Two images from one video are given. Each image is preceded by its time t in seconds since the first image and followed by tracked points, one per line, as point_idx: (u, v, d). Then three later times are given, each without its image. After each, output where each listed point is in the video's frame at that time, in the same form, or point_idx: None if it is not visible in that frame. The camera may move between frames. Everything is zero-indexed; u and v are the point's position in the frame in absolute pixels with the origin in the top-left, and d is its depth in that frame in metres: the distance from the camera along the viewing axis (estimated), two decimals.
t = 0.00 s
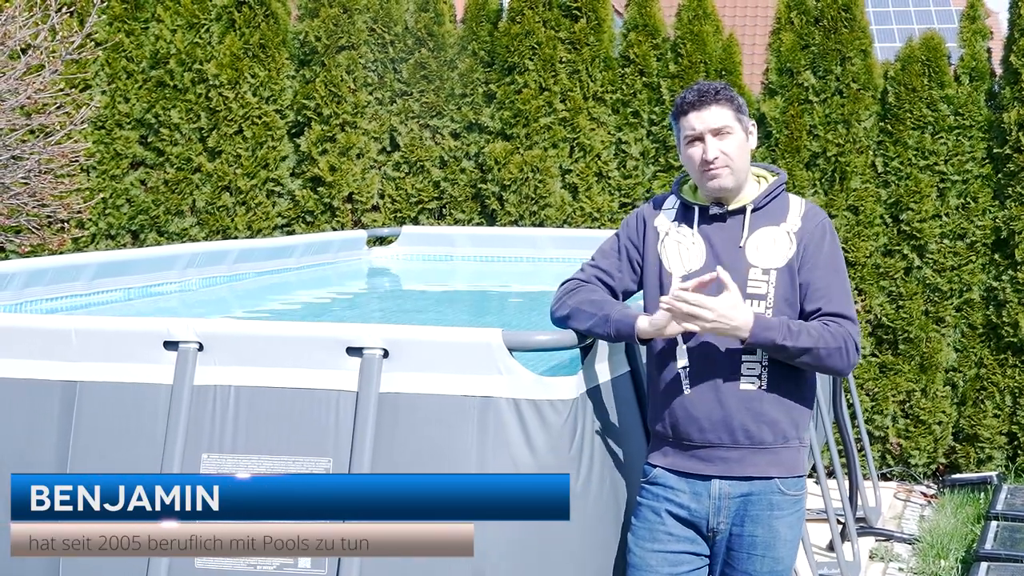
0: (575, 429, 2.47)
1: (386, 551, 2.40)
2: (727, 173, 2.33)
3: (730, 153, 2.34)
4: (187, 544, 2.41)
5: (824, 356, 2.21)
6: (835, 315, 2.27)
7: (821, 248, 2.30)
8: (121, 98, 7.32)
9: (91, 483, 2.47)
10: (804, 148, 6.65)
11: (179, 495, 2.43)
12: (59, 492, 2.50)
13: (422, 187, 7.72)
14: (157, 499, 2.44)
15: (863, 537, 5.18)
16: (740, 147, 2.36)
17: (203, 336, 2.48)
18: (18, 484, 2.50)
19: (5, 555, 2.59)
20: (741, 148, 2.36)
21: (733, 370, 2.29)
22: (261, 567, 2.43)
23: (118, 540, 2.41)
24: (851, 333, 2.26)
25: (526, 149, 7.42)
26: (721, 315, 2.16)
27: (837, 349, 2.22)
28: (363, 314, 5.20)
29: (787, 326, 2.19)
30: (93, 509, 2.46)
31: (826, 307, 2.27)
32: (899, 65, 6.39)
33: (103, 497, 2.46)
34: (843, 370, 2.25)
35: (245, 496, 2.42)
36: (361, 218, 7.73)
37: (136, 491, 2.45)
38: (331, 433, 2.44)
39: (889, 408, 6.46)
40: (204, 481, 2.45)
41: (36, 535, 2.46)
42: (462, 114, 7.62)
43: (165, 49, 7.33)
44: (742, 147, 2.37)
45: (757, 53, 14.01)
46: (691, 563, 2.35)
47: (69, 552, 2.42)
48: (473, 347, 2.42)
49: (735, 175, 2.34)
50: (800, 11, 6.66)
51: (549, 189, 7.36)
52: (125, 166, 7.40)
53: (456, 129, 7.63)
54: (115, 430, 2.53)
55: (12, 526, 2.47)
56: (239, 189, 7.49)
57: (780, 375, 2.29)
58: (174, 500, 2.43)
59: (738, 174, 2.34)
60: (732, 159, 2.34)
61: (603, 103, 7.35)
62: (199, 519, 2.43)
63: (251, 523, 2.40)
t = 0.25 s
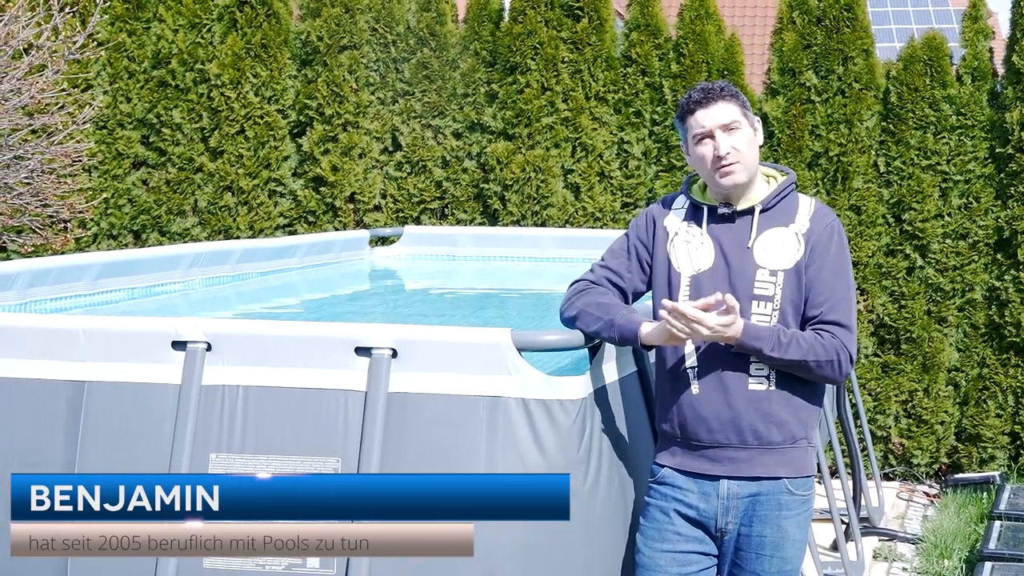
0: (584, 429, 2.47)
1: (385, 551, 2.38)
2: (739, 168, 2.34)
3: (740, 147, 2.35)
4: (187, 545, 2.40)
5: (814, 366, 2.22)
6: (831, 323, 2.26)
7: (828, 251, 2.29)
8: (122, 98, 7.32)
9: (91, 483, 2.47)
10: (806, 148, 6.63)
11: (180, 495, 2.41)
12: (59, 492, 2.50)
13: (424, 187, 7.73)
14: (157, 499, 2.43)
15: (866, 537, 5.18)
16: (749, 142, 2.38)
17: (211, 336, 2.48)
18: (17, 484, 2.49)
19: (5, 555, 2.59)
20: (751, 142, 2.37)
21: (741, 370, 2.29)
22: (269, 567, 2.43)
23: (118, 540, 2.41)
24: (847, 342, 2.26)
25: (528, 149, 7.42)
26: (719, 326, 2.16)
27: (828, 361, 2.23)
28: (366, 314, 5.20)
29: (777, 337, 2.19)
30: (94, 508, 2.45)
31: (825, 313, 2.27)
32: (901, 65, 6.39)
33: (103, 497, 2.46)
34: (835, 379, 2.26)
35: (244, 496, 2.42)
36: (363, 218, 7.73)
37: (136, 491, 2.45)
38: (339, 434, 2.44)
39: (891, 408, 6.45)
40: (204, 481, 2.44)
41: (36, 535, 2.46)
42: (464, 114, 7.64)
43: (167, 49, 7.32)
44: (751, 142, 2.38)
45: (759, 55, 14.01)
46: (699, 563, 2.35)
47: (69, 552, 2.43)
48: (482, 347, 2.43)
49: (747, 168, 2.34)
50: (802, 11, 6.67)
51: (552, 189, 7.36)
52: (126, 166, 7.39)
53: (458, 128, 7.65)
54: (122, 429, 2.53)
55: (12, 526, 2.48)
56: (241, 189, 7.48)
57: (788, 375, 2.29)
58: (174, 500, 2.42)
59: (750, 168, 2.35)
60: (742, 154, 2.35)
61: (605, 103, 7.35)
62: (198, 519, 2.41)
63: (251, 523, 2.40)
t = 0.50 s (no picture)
0: (592, 430, 2.45)
1: (381, 552, 2.38)
2: (743, 177, 2.33)
3: (743, 157, 2.34)
4: (187, 544, 2.41)
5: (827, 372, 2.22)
6: (841, 326, 2.26)
7: (837, 253, 2.28)
8: (123, 98, 7.32)
9: (91, 483, 2.47)
10: (808, 148, 6.64)
11: (179, 495, 2.42)
12: (59, 492, 2.50)
13: (425, 187, 7.73)
14: (157, 499, 2.44)
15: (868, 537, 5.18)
16: (752, 150, 2.36)
17: (218, 335, 2.47)
18: (17, 484, 2.49)
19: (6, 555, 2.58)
20: (754, 151, 2.36)
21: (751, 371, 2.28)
22: (278, 567, 2.41)
23: (119, 540, 2.42)
24: (857, 347, 2.25)
25: (530, 149, 7.42)
26: (732, 341, 2.14)
27: (840, 365, 2.22)
28: (367, 314, 5.19)
29: (789, 346, 2.19)
30: (94, 508, 2.46)
31: (835, 317, 2.26)
32: (903, 65, 6.38)
33: (103, 497, 2.46)
34: (847, 382, 2.26)
35: (244, 496, 2.42)
36: (364, 219, 7.73)
37: (137, 491, 2.46)
38: (347, 433, 2.43)
39: (892, 408, 6.44)
40: (204, 481, 2.43)
41: (36, 535, 2.47)
42: (465, 114, 7.64)
43: (167, 49, 7.32)
44: (755, 149, 2.37)
45: (760, 53, 14.03)
46: (708, 563, 2.35)
47: (69, 552, 2.43)
48: (491, 348, 2.40)
49: (751, 177, 2.33)
50: (803, 11, 6.67)
51: (553, 189, 7.35)
52: (127, 167, 7.40)
53: (460, 129, 7.65)
54: (128, 429, 2.52)
55: (11, 526, 2.47)
56: (242, 189, 7.48)
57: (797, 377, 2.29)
58: (174, 500, 2.42)
59: (753, 177, 2.34)
60: (745, 163, 2.34)
61: (606, 103, 7.35)
62: (198, 519, 2.42)
63: (250, 523, 2.40)
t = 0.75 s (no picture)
0: (595, 430, 2.43)
1: (383, 552, 2.31)
2: (747, 174, 2.32)
3: (747, 153, 2.33)
4: (187, 545, 2.35)
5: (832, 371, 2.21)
6: (845, 326, 2.26)
7: (841, 253, 2.28)
8: (118, 98, 7.30)
9: (91, 483, 2.42)
10: (804, 148, 6.64)
11: (179, 495, 2.37)
12: (59, 492, 2.44)
13: (421, 187, 7.72)
14: (157, 499, 2.39)
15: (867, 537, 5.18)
16: (756, 147, 2.36)
17: (220, 336, 2.42)
18: (17, 483, 2.42)
19: (5, 555, 2.54)
20: (758, 147, 2.35)
21: (756, 372, 2.28)
22: (280, 568, 2.35)
23: (118, 540, 2.36)
24: (863, 346, 2.25)
25: (526, 149, 7.41)
26: (737, 344, 2.14)
27: (845, 366, 2.23)
28: (363, 315, 5.16)
29: (795, 347, 2.19)
30: (94, 508, 2.40)
31: (840, 317, 2.26)
32: (899, 65, 6.39)
33: (103, 497, 2.41)
34: (852, 383, 2.26)
35: (244, 496, 2.36)
36: (360, 218, 7.71)
37: (137, 491, 2.40)
38: (350, 432, 2.38)
39: (889, 408, 6.42)
40: (204, 481, 2.37)
41: (36, 535, 2.40)
42: (461, 114, 7.63)
43: (163, 49, 7.28)
44: (760, 147, 2.37)
45: (756, 52, 14.05)
46: (713, 564, 2.34)
47: (69, 552, 2.37)
48: (495, 348, 2.37)
49: (755, 174, 2.32)
50: (800, 11, 6.69)
51: (549, 189, 7.35)
52: (123, 166, 7.38)
53: (456, 129, 7.64)
54: (131, 429, 2.47)
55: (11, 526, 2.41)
56: (238, 189, 7.46)
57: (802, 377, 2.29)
58: (175, 500, 2.38)
59: (757, 174, 2.33)
60: (749, 160, 2.33)
61: (603, 103, 7.35)
62: (199, 519, 2.37)
63: (250, 523, 2.34)
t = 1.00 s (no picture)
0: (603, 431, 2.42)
1: (384, 551, 2.31)
2: (753, 171, 2.32)
3: (754, 151, 2.33)
4: (187, 545, 2.35)
5: (840, 372, 2.22)
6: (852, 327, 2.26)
7: (849, 254, 2.28)
8: (118, 97, 7.28)
9: (91, 483, 2.41)
10: (805, 148, 6.64)
11: (179, 495, 2.37)
12: (59, 491, 2.43)
13: (421, 187, 7.72)
14: (157, 499, 2.39)
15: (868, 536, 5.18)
16: (763, 145, 2.35)
17: (225, 335, 2.42)
18: (17, 484, 2.42)
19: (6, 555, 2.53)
20: (765, 145, 2.35)
21: (763, 372, 2.27)
22: (286, 567, 2.36)
23: (118, 540, 2.36)
24: (870, 344, 2.25)
25: (526, 148, 7.40)
26: (744, 340, 2.14)
27: (854, 367, 2.22)
28: (363, 314, 5.15)
29: (804, 349, 2.19)
30: (94, 508, 2.40)
31: (848, 317, 2.26)
32: (899, 65, 6.38)
33: (103, 497, 2.40)
34: (860, 383, 2.26)
35: (244, 496, 2.36)
36: (360, 218, 7.71)
37: (137, 491, 2.40)
38: (356, 432, 2.37)
39: (890, 407, 6.40)
40: (204, 481, 2.36)
41: (36, 535, 2.41)
42: (462, 114, 7.63)
43: (162, 48, 7.27)
44: (766, 145, 2.36)
45: (755, 52, 14.06)
46: (720, 564, 2.34)
47: (69, 552, 2.37)
48: (501, 348, 2.36)
49: (761, 172, 2.32)
50: (800, 11, 6.70)
51: (550, 189, 7.34)
52: (123, 166, 7.37)
53: (456, 128, 7.64)
54: (137, 429, 2.47)
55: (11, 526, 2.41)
56: (238, 188, 7.45)
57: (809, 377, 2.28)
58: (174, 500, 2.37)
59: (763, 172, 2.33)
60: (756, 157, 2.33)
61: (603, 102, 7.34)
62: (199, 519, 2.36)
63: (251, 523, 2.34)
